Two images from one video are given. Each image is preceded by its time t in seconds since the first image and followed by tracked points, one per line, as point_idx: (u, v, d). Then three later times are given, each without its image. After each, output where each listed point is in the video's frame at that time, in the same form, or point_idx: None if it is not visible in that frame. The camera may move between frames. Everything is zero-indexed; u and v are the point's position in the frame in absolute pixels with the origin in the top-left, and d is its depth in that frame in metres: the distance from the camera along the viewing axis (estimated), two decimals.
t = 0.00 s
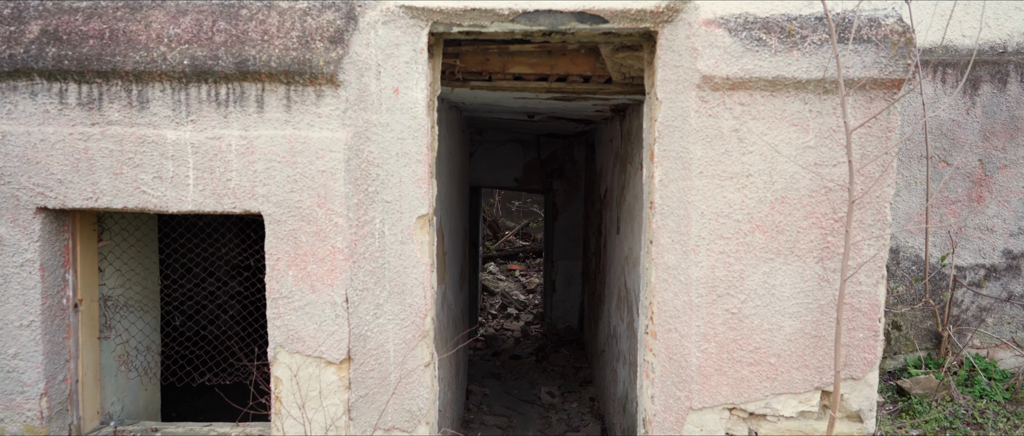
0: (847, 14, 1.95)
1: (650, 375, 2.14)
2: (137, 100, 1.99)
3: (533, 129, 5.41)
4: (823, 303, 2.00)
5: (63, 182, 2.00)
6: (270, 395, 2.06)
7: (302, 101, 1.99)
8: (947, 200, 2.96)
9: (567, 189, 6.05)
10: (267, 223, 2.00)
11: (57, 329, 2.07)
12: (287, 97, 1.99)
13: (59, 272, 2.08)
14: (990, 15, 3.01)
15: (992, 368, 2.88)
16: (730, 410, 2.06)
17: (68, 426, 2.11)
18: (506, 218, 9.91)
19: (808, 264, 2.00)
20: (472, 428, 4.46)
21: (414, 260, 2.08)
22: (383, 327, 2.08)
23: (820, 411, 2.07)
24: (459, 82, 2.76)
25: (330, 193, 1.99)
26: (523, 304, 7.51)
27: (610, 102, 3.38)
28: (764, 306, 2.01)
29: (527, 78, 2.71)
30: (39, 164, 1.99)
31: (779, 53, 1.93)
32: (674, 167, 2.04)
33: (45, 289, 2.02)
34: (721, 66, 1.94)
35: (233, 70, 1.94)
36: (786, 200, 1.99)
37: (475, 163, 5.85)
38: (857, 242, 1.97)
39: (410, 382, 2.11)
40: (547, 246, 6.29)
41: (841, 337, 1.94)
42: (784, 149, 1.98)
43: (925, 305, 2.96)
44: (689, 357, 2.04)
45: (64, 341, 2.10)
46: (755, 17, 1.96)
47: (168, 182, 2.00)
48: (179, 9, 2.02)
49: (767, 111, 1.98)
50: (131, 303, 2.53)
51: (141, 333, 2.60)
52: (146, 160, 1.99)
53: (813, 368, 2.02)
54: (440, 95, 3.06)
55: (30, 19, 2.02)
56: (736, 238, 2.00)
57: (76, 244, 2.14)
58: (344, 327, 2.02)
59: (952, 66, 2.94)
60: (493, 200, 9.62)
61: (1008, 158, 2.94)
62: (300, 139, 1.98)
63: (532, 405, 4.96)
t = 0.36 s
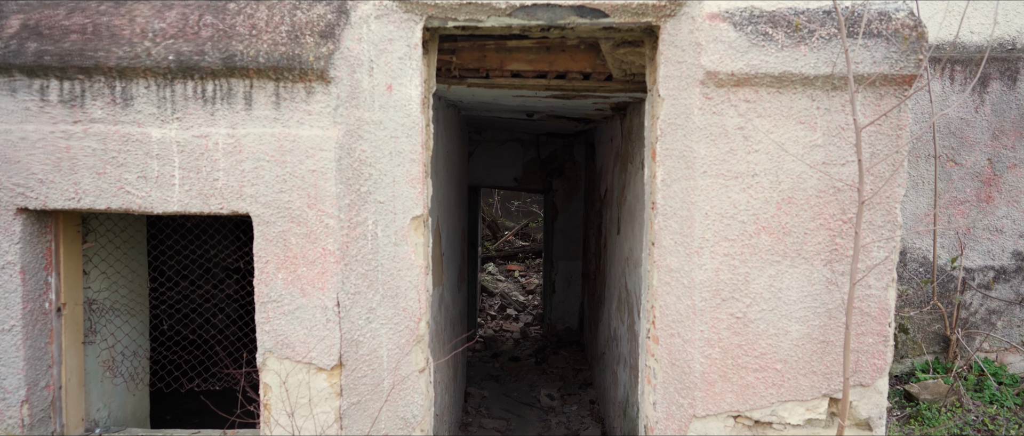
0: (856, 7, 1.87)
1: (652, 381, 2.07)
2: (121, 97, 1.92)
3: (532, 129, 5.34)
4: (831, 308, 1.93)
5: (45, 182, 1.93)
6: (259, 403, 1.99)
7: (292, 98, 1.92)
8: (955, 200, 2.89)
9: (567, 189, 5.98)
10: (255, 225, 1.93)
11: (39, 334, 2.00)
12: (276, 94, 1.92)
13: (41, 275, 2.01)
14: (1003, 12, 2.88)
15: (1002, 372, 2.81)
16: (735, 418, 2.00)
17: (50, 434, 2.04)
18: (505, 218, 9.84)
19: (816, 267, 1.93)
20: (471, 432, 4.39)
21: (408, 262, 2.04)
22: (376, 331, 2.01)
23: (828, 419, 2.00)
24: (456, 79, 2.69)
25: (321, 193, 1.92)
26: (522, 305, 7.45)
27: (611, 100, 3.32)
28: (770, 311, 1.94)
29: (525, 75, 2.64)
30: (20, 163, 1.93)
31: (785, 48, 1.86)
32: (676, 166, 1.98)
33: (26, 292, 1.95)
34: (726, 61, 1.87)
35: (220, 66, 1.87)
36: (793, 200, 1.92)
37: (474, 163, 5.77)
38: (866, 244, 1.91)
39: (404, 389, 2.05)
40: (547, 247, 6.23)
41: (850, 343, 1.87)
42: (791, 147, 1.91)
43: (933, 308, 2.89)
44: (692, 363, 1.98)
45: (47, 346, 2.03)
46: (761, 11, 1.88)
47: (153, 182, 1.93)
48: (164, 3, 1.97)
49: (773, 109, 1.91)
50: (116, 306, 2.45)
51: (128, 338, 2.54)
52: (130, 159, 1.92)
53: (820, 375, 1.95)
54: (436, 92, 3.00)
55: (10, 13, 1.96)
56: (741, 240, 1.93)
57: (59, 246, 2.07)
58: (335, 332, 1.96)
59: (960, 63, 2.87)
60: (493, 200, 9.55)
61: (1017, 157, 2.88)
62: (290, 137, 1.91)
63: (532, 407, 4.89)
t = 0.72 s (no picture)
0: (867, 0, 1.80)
1: (653, 388, 2.00)
2: (101, 94, 1.84)
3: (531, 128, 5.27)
4: (840, 312, 1.86)
5: (22, 182, 1.86)
6: (245, 411, 1.92)
7: (279, 95, 1.84)
8: (964, 200, 2.81)
9: (567, 189, 5.91)
10: (241, 226, 1.86)
11: (18, 340, 1.91)
12: (263, 90, 1.84)
13: (19, 278, 1.93)
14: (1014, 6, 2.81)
15: (1013, 377, 2.72)
16: (739, 427, 1.92)
17: None
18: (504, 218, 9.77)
19: (824, 270, 1.86)
20: None
21: (401, 266, 1.97)
22: (367, 337, 1.94)
23: (836, 428, 1.93)
24: (452, 76, 2.62)
25: (310, 193, 1.85)
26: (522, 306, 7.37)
27: (611, 99, 3.25)
28: (776, 316, 1.87)
29: (523, 72, 2.57)
30: None
31: (793, 43, 1.79)
32: (679, 165, 1.91)
33: (5, 297, 1.86)
34: (731, 57, 1.80)
35: (204, 61, 1.80)
36: (800, 201, 1.85)
37: (472, 163, 5.69)
38: (876, 246, 1.83)
39: (396, 396, 1.98)
40: (546, 247, 6.16)
41: (859, 349, 1.80)
42: (798, 146, 1.84)
43: (941, 311, 2.82)
44: (695, 371, 1.90)
45: (26, 352, 1.95)
46: (767, 4, 1.81)
47: (135, 182, 1.85)
48: None
49: (779, 106, 1.84)
50: (99, 310, 2.37)
51: (113, 342, 2.47)
52: (111, 158, 1.85)
53: (828, 382, 1.88)
54: (432, 90, 2.93)
55: None
56: (746, 243, 1.86)
57: (40, 249, 1.99)
58: (324, 338, 1.88)
59: (970, 60, 2.80)
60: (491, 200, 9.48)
61: None
62: (277, 135, 1.84)
63: (531, 411, 4.82)
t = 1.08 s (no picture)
0: None
1: (655, 394, 1.93)
2: (80, 89, 1.77)
3: (530, 126, 5.19)
4: (849, 317, 1.79)
5: None
6: (231, 419, 1.85)
7: (265, 90, 1.77)
8: (973, 200, 2.74)
9: (566, 188, 5.84)
10: (226, 227, 1.78)
11: None
12: (248, 85, 1.77)
13: None
14: None
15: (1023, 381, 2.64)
16: None
17: None
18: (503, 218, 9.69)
19: (833, 272, 1.78)
20: None
21: (393, 268, 1.91)
22: (358, 342, 1.87)
23: None
24: (447, 72, 2.55)
25: (297, 193, 1.77)
26: (521, 307, 7.26)
27: (611, 96, 3.18)
28: (783, 320, 1.80)
29: (520, 68, 2.49)
30: None
31: (800, 36, 1.72)
32: (682, 163, 1.83)
33: None
34: (736, 50, 1.73)
35: (187, 55, 1.73)
36: (808, 201, 1.77)
37: (470, 162, 5.62)
38: (887, 247, 1.76)
39: (388, 404, 1.91)
40: (546, 247, 6.08)
41: (869, 355, 1.73)
42: (805, 143, 1.77)
43: (950, 314, 2.74)
44: (699, 377, 1.83)
45: (4, 358, 1.88)
46: None
47: (115, 181, 1.78)
48: None
49: (786, 101, 1.77)
50: (82, 314, 2.30)
51: (97, 347, 2.39)
52: (91, 156, 1.78)
53: (837, 389, 1.81)
54: (427, 87, 2.86)
55: None
56: (752, 244, 1.79)
57: (19, 251, 1.91)
58: (313, 343, 1.80)
59: (979, 55, 2.73)
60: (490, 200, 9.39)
61: None
62: (263, 132, 1.76)
63: (530, 413, 4.75)
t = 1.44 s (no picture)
0: None
1: (656, 400, 1.86)
2: (58, 83, 1.70)
3: (529, 125, 5.12)
4: (859, 320, 1.72)
5: None
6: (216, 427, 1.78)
7: (251, 84, 1.70)
8: (983, 198, 2.67)
9: (566, 188, 5.77)
10: (211, 227, 1.71)
11: None
12: (233, 79, 1.70)
13: None
14: None
15: None
16: None
17: None
18: (502, 218, 9.62)
19: (842, 274, 1.71)
20: None
21: (384, 270, 1.83)
22: (348, 347, 1.80)
23: None
24: (442, 67, 2.48)
25: (284, 191, 1.70)
26: (520, 307, 7.20)
27: (612, 92, 3.10)
28: (790, 324, 1.72)
29: (518, 63, 2.42)
30: None
31: (809, 27, 1.65)
32: (685, 161, 1.76)
33: None
34: (741, 42, 1.66)
35: (168, 47, 1.66)
36: (817, 199, 1.70)
37: (469, 161, 5.55)
38: (899, 248, 1.69)
39: (380, 410, 1.84)
40: (546, 247, 6.00)
41: (881, 360, 1.66)
42: (814, 139, 1.70)
43: (959, 315, 2.67)
44: (703, 383, 1.76)
45: None
46: None
47: (94, 179, 1.71)
48: None
49: (794, 96, 1.69)
50: (65, 317, 2.24)
51: (80, 351, 2.33)
52: (69, 153, 1.70)
53: (847, 396, 1.74)
54: (422, 82, 2.79)
55: None
56: (758, 244, 1.72)
57: None
58: (301, 348, 1.74)
59: (989, 50, 2.66)
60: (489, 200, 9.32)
61: None
62: (248, 128, 1.69)
63: (528, 416, 4.67)
